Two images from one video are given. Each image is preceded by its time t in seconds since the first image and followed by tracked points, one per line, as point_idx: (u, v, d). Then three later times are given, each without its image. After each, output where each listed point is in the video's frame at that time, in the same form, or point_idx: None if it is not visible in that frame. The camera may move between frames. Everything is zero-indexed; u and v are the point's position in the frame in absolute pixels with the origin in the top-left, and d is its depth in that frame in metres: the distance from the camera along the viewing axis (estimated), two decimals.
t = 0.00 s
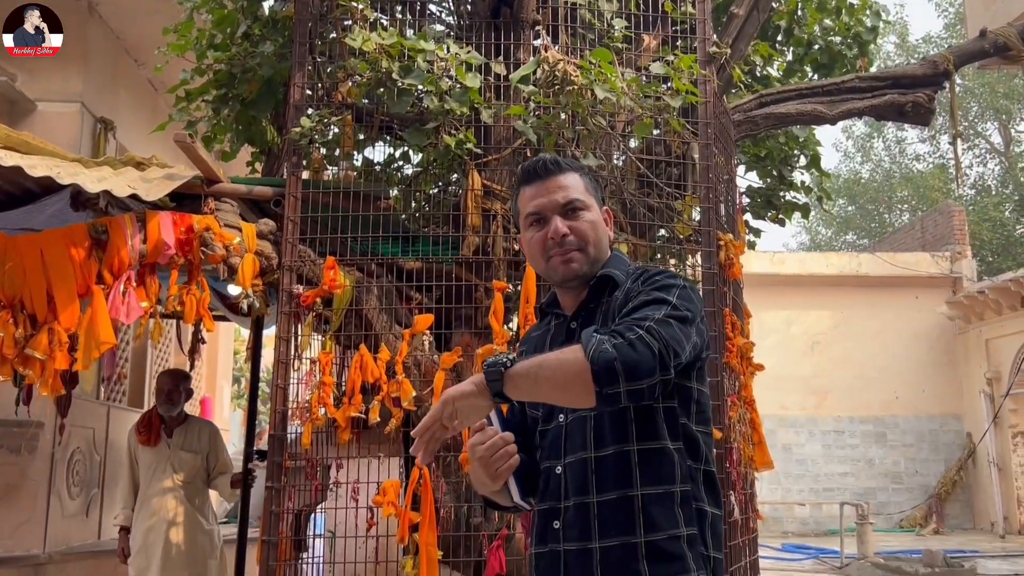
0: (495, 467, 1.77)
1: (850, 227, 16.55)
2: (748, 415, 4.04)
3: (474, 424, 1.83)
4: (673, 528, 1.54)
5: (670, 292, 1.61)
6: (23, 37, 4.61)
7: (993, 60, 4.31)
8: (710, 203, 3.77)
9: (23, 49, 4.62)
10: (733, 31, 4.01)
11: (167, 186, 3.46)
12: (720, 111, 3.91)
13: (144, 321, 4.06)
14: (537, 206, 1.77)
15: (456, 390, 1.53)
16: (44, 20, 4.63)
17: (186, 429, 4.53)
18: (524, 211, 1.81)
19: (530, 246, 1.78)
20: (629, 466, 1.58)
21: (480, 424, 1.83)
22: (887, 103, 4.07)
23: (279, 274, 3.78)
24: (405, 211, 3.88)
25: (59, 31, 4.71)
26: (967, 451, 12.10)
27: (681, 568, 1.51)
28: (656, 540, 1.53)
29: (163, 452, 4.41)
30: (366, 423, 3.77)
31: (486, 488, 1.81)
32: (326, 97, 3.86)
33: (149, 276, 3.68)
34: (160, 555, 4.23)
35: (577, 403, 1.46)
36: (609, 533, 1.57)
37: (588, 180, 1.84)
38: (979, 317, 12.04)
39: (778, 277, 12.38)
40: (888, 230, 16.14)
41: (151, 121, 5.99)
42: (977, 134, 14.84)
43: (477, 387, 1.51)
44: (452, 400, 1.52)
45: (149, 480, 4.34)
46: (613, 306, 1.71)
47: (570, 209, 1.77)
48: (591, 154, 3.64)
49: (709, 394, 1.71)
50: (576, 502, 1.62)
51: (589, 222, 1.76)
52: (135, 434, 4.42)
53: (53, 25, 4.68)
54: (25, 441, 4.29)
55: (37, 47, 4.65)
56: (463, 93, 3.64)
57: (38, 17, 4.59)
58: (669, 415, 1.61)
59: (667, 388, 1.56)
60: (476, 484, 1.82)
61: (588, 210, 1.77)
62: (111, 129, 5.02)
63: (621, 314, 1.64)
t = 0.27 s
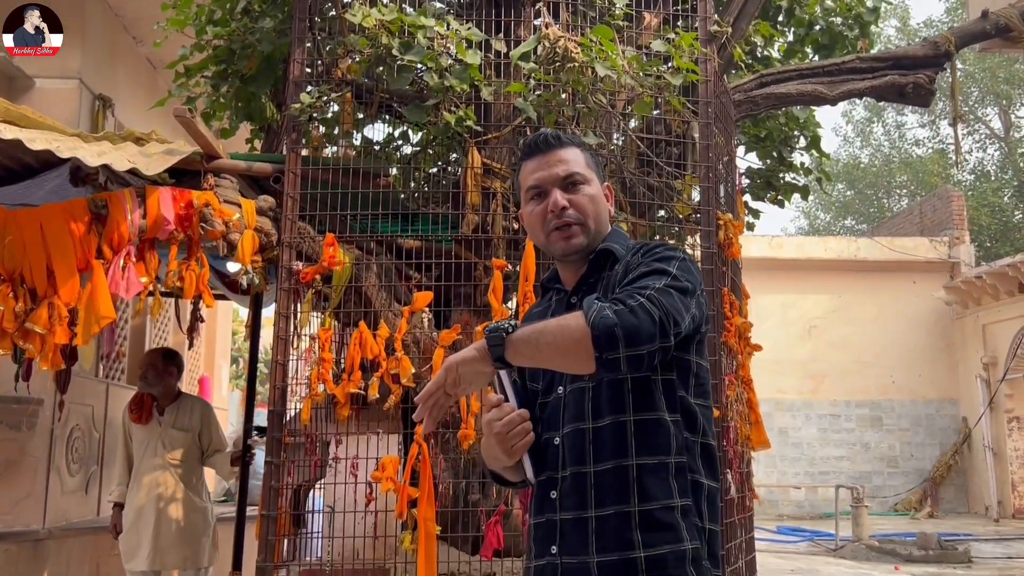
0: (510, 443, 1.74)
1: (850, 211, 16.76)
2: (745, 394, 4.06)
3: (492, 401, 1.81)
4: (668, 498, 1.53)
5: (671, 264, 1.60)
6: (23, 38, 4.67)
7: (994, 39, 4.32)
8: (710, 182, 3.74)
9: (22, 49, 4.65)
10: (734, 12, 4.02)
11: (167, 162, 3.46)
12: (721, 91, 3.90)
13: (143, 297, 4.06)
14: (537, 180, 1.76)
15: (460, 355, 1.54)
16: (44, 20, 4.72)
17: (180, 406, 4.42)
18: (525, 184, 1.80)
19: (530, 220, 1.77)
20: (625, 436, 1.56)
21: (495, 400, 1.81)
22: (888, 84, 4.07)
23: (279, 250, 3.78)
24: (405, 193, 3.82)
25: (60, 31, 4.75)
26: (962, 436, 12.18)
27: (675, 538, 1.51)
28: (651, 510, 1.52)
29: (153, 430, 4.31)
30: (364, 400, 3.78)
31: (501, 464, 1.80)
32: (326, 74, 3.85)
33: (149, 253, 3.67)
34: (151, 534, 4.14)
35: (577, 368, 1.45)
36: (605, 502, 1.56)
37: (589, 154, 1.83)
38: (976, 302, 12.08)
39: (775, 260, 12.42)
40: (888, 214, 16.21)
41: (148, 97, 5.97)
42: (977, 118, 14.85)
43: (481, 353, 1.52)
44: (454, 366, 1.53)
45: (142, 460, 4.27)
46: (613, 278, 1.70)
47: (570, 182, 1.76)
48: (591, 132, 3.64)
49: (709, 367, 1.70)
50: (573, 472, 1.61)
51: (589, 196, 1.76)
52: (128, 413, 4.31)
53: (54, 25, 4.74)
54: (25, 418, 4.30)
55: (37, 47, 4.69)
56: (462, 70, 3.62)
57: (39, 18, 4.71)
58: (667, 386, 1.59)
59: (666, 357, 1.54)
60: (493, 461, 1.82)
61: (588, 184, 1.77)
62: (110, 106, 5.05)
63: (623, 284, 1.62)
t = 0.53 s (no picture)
0: (518, 425, 1.69)
1: (849, 199, 16.71)
2: (743, 379, 4.07)
3: (500, 381, 1.75)
4: (670, 481, 1.53)
5: (675, 249, 1.60)
6: (23, 38, 4.57)
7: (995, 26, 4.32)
8: (710, 168, 3.76)
9: (22, 49, 4.56)
10: None
11: (167, 144, 3.45)
12: (722, 77, 3.90)
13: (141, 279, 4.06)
14: (542, 164, 1.74)
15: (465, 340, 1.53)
16: (44, 20, 4.63)
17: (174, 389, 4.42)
18: (529, 168, 1.78)
19: (535, 204, 1.76)
20: (628, 419, 1.57)
21: (504, 380, 1.76)
22: (888, 70, 4.07)
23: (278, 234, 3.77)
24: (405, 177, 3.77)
25: (60, 31, 4.70)
26: (959, 424, 12.23)
27: (676, 520, 1.52)
28: (652, 492, 1.53)
29: (146, 413, 4.29)
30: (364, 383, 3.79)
31: (504, 445, 1.74)
32: (325, 57, 3.83)
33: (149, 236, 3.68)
34: (142, 517, 4.13)
35: (583, 353, 1.45)
36: (607, 484, 1.56)
37: (594, 137, 1.80)
38: (974, 291, 12.10)
39: (774, 248, 12.43)
40: (887, 203, 16.23)
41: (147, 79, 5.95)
42: (977, 107, 14.85)
43: (488, 336, 1.52)
44: (462, 349, 1.52)
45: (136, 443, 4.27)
46: (619, 263, 1.70)
47: (575, 167, 1.74)
48: (591, 117, 3.63)
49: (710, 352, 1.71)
50: (575, 454, 1.61)
51: (594, 181, 1.74)
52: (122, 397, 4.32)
53: (54, 26, 4.68)
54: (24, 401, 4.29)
55: (37, 47, 4.62)
56: (463, 54, 3.62)
57: (38, 17, 4.61)
58: (671, 370, 1.59)
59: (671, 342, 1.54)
60: (495, 441, 1.76)
61: (593, 168, 1.75)
62: (108, 89, 5.04)
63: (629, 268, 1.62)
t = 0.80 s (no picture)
0: (520, 414, 1.68)
1: (847, 191, 16.71)
2: (741, 369, 4.08)
3: (502, 368, 1.73)
4: (670, 469, 1.54)
5: (677, 238, 1.60)
6: (23, 37, 4.59)
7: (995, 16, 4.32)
8: (708, 157, 3.72)
9: (23, 49, 4.59)
10: None
11: (166, 131, 3.45)
12: (721, 67, 3.89)
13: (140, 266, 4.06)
14: (542, 153, 1.75)
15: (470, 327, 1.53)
16: (44, 20, 4.64)
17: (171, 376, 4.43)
18: (530, 158, 1.78)
19: (535, 193, 1.76)
20: (628, 408, 1.57)
21: (506, 368, 1.73)
22: (888, 61, 4.06)
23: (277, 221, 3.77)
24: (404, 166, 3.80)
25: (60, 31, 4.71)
26: (956, 415, 12.26)
27: (676, 509, 1.52)
28: (652, 481, 1.53)
29: (143, 401, 4.30)
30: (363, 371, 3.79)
31: (505, 434, 1.72)
32: (325, 44, 3.86)
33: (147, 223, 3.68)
34: (139, 503, 4.13)
35: (588, 339, 1.46)
36: (607, 472, 1.57)
37: (594, 127, 1.81)
38: (973, 283, 12.10)
39: (773, 239, 12.44)
40: (886, 194, 16.24)
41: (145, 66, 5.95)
42: (977, 98, 14.84)
43: (491, 323, 1.52)
44: (464, 335, 1.52)
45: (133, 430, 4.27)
46: (619, 252, 1.69)
47: (576, 156, 1.74)
48: (591, 105, 3.61)
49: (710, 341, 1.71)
50: (575, 442, 1.62)
51: (594, 169, 1.74)
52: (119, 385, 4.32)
53: (53, 25, 4.69)
54: (23, 388, 4.30)
55: (37, 47, 4.64)
56: (462, 42, 3.62)
57: (38, 17, 4.61)
58: (671, 360, 1.60)
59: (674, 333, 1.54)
60: (496, 429, 1.73)
61: (593, 157, 1.75)
62: (106, 76, 5.04)
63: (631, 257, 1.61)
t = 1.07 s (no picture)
0: (525, 401, 1.66)
1: (846, 184, 16.73)
2: (739, 360, 4.08)
3: (511, 354, 1.71)
4: (667, 458, 1.54)
5: (685, 235, 1.59)
6: (23, 38, 4.59)
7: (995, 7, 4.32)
8: (707, 147, 3.74)
9: (23, 49, 4.58)
10: None
11: (164, 120, 3.44)
12: (720, 57, 3.89)
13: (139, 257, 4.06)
14: (541, 144, 1.73)
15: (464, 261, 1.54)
16: (44, 20, 4.66)
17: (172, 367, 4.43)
18: (528, 148, 1.76)
19: (534, 184, 1.74)
20: (626, 397, 1.57)
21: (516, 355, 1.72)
22: (887, 53, 4.06)
23: (275, 211, 3.77)
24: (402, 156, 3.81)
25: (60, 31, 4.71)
26: (954, 409, 12.28)
27: (673, 497, 1.52)
28: (650, 470, 1.53)
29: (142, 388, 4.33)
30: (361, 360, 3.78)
31: (505, 419, 1.70)
32: (324, 34, 3.86)
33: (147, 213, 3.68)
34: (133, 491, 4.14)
35: (588, 319, 1.45)
36: (604, 460, 1.56)
37: (593, 116, 1.78)
38: (971, 277, 12.11)
39: (771, 233, 12.46)
40: (885, 188, 16.26)
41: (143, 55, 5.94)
42: (976, 93, 14.85)
43: (493, 271, 1.51)
44: (463, 274, 1.52)
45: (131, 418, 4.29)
46: (621, 242, 1.70)
47: (574, 146, 1.72)
48: (591, 95, 3.60)
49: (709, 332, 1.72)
50: (573, 430, 1.61)
51: (592, 160, 1.72)
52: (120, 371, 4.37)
53: (53, 26, 4.70)
54: (21, 377, 4.30)
55: (37, 47, 4.63)
56: (461, 32, 3.61)
57: (38, 18, 4.64)
58: (670, 349, 1.60)
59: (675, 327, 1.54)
60: (497, 414, 1.71)
61: (591, 147, 1.73)
62: (105, 66, 5.04)
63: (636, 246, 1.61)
